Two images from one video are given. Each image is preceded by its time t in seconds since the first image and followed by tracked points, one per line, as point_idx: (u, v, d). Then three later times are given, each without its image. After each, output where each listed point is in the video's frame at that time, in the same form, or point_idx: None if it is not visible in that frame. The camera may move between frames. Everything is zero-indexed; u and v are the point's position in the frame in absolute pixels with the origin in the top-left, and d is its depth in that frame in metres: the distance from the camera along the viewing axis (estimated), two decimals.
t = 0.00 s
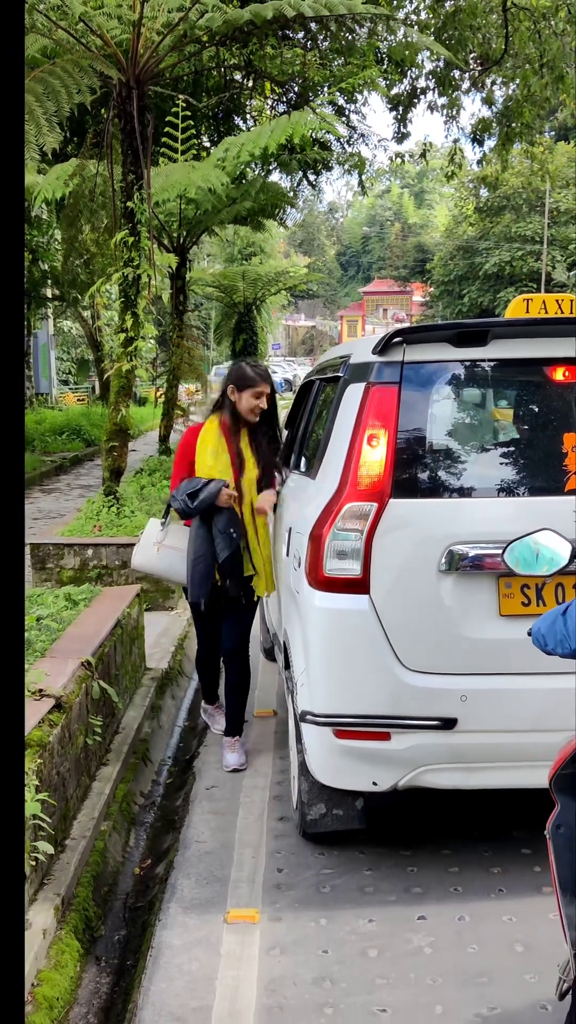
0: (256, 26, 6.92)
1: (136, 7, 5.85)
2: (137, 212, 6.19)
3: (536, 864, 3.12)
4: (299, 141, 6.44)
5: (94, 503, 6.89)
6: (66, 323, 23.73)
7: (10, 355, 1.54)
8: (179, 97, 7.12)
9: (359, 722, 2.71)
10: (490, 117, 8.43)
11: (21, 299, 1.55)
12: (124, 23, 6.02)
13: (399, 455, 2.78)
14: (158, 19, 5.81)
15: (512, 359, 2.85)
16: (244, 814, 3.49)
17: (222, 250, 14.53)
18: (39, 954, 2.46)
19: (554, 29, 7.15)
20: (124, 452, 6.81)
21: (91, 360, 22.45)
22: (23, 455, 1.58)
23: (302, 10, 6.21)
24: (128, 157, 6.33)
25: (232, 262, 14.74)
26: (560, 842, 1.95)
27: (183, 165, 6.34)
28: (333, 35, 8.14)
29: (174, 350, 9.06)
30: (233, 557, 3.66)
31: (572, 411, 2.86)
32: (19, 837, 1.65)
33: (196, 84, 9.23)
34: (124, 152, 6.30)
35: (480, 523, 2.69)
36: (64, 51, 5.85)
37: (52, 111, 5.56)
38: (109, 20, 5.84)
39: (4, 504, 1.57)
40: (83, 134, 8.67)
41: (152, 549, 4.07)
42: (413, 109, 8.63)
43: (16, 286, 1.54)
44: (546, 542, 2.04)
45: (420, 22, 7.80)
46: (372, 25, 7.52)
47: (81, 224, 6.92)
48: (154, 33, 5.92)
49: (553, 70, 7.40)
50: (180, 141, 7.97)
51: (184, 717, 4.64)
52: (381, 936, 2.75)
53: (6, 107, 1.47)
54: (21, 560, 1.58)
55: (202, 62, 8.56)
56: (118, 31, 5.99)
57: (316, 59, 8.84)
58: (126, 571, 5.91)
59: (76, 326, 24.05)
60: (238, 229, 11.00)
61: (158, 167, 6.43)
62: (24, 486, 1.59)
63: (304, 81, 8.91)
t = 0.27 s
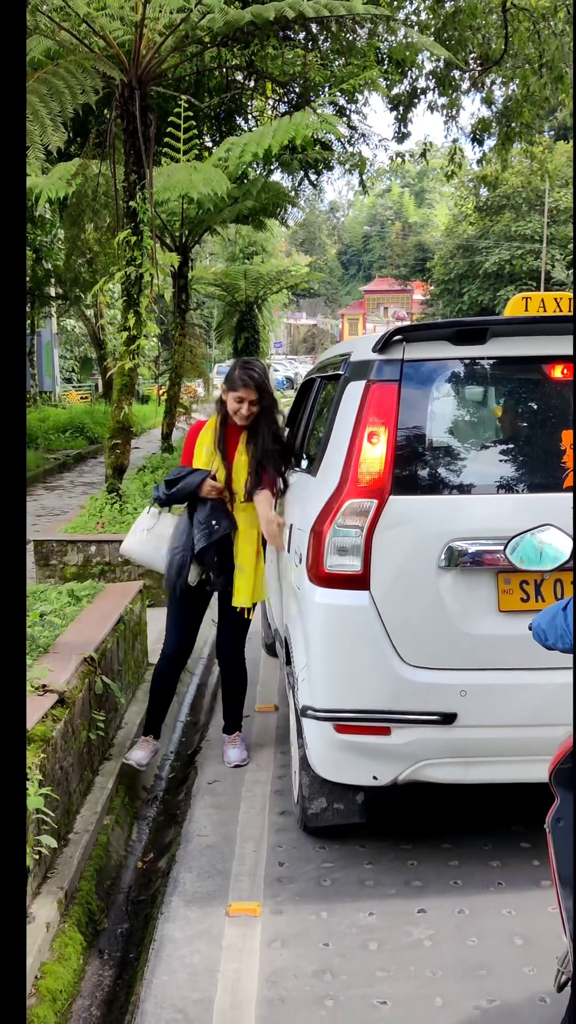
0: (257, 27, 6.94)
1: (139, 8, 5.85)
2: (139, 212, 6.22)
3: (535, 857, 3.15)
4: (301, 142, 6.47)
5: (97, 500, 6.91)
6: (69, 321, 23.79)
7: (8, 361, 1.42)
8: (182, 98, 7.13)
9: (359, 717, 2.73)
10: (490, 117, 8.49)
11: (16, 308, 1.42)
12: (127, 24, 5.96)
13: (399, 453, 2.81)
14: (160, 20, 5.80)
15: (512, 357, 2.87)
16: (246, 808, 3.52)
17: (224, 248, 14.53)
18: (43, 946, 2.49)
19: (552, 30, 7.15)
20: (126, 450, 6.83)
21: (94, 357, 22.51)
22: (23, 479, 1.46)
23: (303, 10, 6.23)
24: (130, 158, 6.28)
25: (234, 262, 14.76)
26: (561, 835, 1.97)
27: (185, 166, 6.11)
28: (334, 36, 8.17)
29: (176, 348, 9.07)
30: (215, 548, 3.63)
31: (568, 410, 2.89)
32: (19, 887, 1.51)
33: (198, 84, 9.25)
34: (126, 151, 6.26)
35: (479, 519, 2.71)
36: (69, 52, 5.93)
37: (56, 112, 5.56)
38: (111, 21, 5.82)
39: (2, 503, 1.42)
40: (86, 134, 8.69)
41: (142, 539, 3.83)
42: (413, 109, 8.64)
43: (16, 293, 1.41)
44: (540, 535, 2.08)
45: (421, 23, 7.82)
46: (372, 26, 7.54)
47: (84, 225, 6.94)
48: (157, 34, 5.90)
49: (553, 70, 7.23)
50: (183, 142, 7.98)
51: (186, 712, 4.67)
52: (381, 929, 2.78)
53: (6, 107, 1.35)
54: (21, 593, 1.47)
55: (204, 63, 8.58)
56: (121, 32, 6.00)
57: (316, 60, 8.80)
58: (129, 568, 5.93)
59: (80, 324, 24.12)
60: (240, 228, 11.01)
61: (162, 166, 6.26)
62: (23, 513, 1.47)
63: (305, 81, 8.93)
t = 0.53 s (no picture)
0: (258, 27, 6.97)
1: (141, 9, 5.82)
2: (143, 211, 6.27)
3: (534, 850, 3.18)
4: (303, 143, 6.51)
5: (100, 497, 6.94)
6: (73, 320, 23.87)
7: (8, 363, 1.17)
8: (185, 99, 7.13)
9: (361, 712, 2.76)
10: (490, 117, 8.50)
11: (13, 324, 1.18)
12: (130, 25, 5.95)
13: (400, 450, 2.83)
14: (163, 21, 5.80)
15: (511, 355, 2.89)
16: (248, 802, 3.55)
17: (226, 247, 14.55)
18: (47, 939, 2.52)
19: (552, 31, 7.16)
20: (129, 448, 6.85)
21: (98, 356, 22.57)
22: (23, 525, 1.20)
23: (305, 11, 6.25)
24: (134, 159, 6.36)
25: (236, 261, 14.78)
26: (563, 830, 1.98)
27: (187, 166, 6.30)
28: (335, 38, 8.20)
29: (179, 346, 9.07)
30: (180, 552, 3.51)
31: (566, 407, 2.92)
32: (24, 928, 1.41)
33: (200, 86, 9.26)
34: (129, 154, 6.35)
35: (480, 515, 2.74)
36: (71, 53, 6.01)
37: (60, 113, 5.58)
38: (115, 22, 5.70)
39: None
40: (89, 134, 8.70)
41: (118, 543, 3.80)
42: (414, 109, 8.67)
43: (16, 298, 1.17)
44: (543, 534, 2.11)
45: (421, 24, 7.83)
46: (373, 27, 7.56)
47: (88, 225, 6.97)
48: (160, 36, 5.97)
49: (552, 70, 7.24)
50: (185, 141, 7.98)
51: (189, 707, 4.71)
52: (383, 922, 2.80)
53: (5, 98, 1.13)
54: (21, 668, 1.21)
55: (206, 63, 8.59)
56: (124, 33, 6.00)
57: (317, 62, 8.79)
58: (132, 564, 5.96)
59: (83, 323, 24.21)
60: (242, 228, 11.03)
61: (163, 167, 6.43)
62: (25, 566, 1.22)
63: (306, 82, 8.95)
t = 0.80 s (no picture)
0: (261, 27, 7.02)
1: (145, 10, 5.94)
2: (147, 210, 6.11)
3: (536, 843, 3.20)
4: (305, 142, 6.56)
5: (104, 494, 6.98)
6: (76, 318, 24.01)
7: (8, 363, 1.13)
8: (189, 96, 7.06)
9: (364, 705, 2.79)
10: (491, 116, 8.53)
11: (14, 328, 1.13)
12: (134, 25, 5.94)
13: (402, 445, 2.86)
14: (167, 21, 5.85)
15: (513, 352, 2.92)
16: (252, 795, 3.58)
17: (229, 246, 14.59)
18: (53, 931, 2.55)
19: (552, 30, 7.20)
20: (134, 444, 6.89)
21: (102, 354, 22.65)
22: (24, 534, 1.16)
23: (307, 11, 6.30)
24: (137, 157, 6.17)
25: (239, 259, 14.82)
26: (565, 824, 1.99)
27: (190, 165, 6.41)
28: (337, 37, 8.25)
29: (182, 343, 9.07)
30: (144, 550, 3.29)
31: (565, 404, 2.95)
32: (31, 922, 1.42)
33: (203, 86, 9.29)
34: (132, 151, 6.15)
35: (482, 511, 2.76)
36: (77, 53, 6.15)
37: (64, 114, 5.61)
38: (120, 22, 5.85)
39: None
40: (93, 133, 8.75)
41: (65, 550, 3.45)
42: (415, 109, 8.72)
43: (17, 297, 1.13)
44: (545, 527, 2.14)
45: (422, 24, 7.87)
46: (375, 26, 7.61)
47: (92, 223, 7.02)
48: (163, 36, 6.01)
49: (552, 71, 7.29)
50: (188, 140, 8.01)
51: (193, 701, 4.74)
52: (385, 913, 2.83)
53: (5, 98, 1.10)
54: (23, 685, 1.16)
55: (210, 63, 8.63)
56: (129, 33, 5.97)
57: (320, 61, 8.83)
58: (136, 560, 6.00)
59: (88, 321, 24.31)
60: (245, 226, 11.06)
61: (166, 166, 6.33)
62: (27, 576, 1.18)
63: (308, 81, 9.00)
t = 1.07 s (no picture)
0: (264, 26, 7.04)
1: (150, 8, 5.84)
2: (151, 207, 6.25)
3: (537, 835, 3.23)
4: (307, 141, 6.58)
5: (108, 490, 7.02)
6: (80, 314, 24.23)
7: (7, 362, 1.11)
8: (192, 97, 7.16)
9: (367, 698, 2.82)
10: (492, 115, 8.53)
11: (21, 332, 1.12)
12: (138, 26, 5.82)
13: (405, 441, 2.88)
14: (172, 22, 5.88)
15: (515, 348, 2.94)
16: (256, 787, 3.62)
17: (232, 243, 14.59)
18: (60, 922, 2.58)
19: (552, 29, 7.23)
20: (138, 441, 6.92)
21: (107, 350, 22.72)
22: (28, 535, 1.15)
23: (310, 10, 6.32)
24: (142, 156, 6.28)
25: (242, 256, 14.84)
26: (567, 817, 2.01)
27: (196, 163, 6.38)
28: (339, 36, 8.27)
29: (185, 340, 8.98)
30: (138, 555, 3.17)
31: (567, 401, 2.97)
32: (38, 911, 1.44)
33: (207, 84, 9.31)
34: (138, 150, 6.26)
35: (484, 506, 2.78)
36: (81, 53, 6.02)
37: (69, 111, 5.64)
38: (124, 22, 5.75)
39: None
40: (97, 132, 8.78)
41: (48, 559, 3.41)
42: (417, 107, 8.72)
43: (17, 297, 1.11)
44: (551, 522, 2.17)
45: (424, 23, 7.88)
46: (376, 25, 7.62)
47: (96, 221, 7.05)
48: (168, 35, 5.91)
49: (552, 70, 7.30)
50: (191, 139, 8.03)
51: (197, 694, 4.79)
52: (388, 904, 2.86)
53: (6, 100, 1.07)
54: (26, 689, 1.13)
55: (213, 63, 8.65)
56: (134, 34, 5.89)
57: (322, 59, 8.83)
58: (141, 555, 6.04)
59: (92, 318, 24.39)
60: (248, 223, 11.07)
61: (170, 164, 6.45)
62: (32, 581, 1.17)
63: (311, 81, 9.03)
